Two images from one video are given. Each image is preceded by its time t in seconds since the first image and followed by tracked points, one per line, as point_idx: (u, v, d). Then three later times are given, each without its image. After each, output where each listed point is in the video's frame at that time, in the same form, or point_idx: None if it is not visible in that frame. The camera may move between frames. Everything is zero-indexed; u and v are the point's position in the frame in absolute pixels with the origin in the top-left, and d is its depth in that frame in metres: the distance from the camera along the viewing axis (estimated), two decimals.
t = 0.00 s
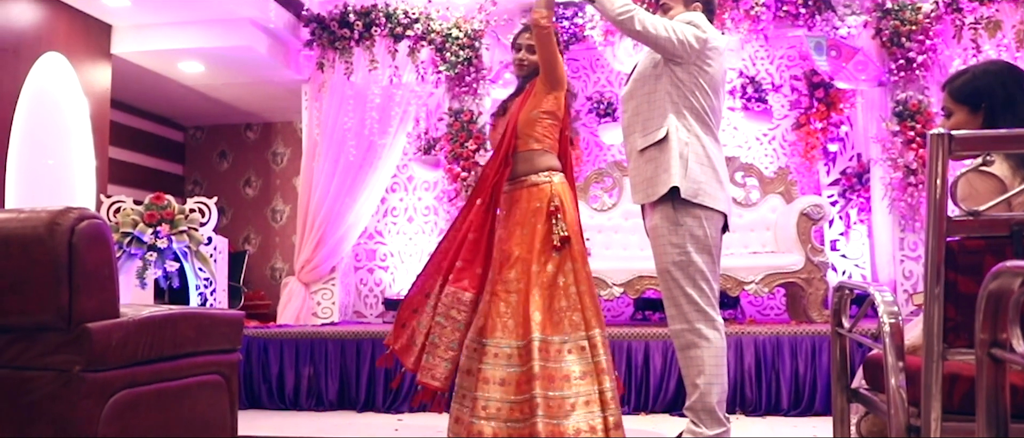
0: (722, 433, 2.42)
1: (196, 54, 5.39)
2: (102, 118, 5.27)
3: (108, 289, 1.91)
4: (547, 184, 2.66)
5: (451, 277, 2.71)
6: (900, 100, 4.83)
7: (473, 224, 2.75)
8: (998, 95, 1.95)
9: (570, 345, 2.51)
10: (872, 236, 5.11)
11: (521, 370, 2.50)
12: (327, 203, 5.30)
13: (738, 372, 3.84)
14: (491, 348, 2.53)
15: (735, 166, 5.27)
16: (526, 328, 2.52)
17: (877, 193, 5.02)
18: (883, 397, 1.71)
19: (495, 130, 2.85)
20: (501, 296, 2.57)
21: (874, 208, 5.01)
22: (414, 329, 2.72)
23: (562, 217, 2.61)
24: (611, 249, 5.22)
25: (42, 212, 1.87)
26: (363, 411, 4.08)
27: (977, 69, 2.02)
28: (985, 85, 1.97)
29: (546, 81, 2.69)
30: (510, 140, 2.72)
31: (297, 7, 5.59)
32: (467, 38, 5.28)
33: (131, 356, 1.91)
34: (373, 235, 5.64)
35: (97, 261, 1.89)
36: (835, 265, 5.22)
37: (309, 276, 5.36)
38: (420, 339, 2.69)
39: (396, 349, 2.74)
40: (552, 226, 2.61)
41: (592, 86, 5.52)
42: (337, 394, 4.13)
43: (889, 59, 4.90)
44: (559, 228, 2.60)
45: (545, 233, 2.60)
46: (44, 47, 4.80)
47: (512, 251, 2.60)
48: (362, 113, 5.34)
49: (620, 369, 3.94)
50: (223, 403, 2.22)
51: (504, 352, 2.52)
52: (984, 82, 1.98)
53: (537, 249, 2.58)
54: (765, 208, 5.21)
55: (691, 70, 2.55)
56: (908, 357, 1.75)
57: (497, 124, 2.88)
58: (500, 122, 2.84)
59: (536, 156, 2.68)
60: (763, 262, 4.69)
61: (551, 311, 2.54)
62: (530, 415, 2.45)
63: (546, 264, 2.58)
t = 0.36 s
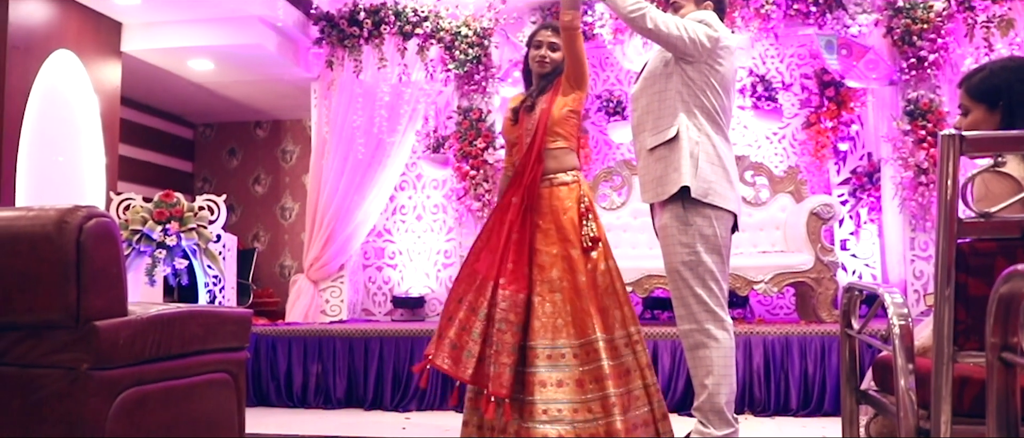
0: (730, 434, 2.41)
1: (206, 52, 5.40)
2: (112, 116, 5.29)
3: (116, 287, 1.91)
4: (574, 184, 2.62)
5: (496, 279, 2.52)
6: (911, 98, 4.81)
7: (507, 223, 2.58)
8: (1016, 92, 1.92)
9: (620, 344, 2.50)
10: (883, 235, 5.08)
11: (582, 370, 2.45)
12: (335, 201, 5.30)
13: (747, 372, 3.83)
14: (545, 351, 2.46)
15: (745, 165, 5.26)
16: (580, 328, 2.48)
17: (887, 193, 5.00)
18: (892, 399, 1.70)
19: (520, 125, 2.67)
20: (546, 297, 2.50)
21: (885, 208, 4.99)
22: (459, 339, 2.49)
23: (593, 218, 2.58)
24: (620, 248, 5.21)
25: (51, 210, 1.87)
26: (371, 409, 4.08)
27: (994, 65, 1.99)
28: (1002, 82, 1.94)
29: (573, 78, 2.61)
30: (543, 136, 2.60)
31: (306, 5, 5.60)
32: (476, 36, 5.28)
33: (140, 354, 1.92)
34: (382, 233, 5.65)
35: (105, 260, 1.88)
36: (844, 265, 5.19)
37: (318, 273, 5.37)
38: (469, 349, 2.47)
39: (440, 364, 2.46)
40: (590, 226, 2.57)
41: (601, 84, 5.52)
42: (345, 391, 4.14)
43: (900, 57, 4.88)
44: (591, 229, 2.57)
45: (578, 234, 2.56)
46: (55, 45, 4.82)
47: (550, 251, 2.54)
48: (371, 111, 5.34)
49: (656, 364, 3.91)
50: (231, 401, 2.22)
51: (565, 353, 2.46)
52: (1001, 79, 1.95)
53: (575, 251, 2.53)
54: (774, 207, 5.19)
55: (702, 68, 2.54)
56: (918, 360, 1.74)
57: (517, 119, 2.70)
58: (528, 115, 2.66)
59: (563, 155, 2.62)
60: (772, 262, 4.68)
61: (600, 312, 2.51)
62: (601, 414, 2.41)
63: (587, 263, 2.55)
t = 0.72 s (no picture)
0: (740, 435, 2.40)
1: (217, 51, 5.42)
2: (124, 116, 5.32)
3: (125, 286, 1.91)
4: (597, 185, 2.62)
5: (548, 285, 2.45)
6: (925, 96, 4.78)
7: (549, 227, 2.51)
8: None
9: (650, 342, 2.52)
10: (896, 234, 5.04)
11: (629, 368, 2.47)
12: (346, 200, 5.32)
13: (758, 372, 3.80)
14: (592, 352, 2.45)
15: (756, 164, 5.23)
16: (623, 327, 2.49)
17: (900, 192, 4.95)
18: (902, 401, 1.69)
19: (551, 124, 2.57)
20: (589, 297, 2.50)
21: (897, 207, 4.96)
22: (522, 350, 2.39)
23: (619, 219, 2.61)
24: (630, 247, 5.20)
25: (59, 210, 1.87)
26: (381, 408, 4.09)
27: (1009, 62, 1.96)
28: (1019, 80, 1.92)
29: (591, 79, 2.66)
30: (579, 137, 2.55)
31: (317, 4, 5.61)
32: (486, 35, 5.27)
33: (148, 353, 1.92)
34: (393, 232, 5.68)
35: (112, 260, 1.88)
36: (857, 264, 5.15)
37: (329, 272, 5.38)
38: (529, 356, 2.39)
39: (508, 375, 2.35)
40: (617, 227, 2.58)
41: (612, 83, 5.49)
42: (355, 391, 4.14)
43: (913, 55, 4.85)
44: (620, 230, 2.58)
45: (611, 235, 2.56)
46: (67, 45, 4.85)
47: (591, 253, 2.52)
48: (381, 110, 5.34)
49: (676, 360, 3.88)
50: (239, 400, 2.23)
51: (611, 351, 2.47)
52: (1017, 76, 1.93)
53: (611, 251, 2.53)
54: (786, 206, 5.16)
55: (712, 67, 2.52)
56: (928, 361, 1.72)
57: (547, 116, 2.59)
58: (560, 115, 2.57)
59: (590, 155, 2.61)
60: (784, 261, 4.65)
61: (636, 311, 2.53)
62: (649, 410, 2.44)
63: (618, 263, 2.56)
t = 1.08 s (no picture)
0: (752, 435, 2.38)
1: (229, 53, 5.44)
2: (138, 118, 5.36)
3: (133, 288, 1.92)
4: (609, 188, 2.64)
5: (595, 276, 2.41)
6: (941, 92, 4.72)
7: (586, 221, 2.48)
8: None
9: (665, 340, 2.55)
10: (912, 232, 4.99)
11: (652, 367, 2.48)
12: (359, 200, 5.32)
13: (772, 372, 3.77)
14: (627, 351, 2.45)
15: (770, 162, 5.16)
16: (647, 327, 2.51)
17: (917, 189, 4.88)
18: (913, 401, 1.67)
19: (575, 123, 2.56)
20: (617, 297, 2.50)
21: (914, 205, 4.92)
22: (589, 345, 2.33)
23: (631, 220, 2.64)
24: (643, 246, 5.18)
25: (68, 213, 1.88)
26: (393, 409, 4.09)
27: None
28: None
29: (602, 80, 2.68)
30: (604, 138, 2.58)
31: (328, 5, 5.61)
32: (499, 34, 5.27)
33: (156, 355, 1.93)
34: (406, 232, 5.67)
35: (121, 262, 1.89)
36: (873, 262, 5.12)
37: (342, 273, 5.39)
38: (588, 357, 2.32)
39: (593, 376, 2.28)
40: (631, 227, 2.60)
41: (624, 81, 5.46)
42: (367, 391, 4.15)
43: (929, 51, 4.80)
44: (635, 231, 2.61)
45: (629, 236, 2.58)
46: (81, 48, 4.89)
47: (618, 250, 2.52)
48: (393, 110, 5.35)
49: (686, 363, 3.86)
50: (250, 400, 2.24)
51: (639, 350, 2.47)
52: None
53: (632, 251, 2.56)
54: (801, 204, 5.12)
55: (722, 65, 2.50)
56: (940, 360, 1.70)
57: (570, 116, 2.58)
58: (583, 115, 2.57)
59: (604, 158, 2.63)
60: (798, 259, 4.62)
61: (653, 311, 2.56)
62: (674, 406, 2.46)
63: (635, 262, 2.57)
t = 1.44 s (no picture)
0: (766, 435, 2.36)
1: (244, 55, 5.46)
2: (154, 122, 5.40)
3: (142, 292, 1.92)
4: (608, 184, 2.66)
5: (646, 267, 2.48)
6: (959, 86, 4.63)
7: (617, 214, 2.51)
8: None
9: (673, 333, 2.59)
10: (933, 228, 4.93)
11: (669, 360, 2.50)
12: (375, 200, 5.33)
13: (789, 371, 3.74)
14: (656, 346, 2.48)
15: (786, 159, 5.11)
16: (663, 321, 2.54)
17: (936, 184, 4.85)
18: (926, 400, 1.65)
19: (592, 119, 2.58)
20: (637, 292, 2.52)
21: (933, 200, 4.88)
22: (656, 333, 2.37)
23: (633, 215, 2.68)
24: (659, 244, 5.15)
25: (77, 217, 1.88)
26: (408, 409, 4.10)
27: None
28: None
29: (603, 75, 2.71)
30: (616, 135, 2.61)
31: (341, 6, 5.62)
32: (512, 34, 5.29)
33: (167, 357, 1.94)
34: (422, 233, 5.68)
35: (130, 265, 1.89)
36: (893, 258, 5.06)
37: (358, 274, 5.39)
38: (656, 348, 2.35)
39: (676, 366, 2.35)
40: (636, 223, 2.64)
41: (640, 79, 5.42)
42: (383, 393, 4.16)
43: (947, 44, 4.74)
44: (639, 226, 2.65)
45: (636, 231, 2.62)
46: (97, 53, 4.94)
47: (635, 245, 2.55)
48: (407, 111, 5.35)
49: (701, 362, 3.83)
50: (261, 402, 2.25)
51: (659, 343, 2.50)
52: None
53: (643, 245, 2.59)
54: (818, 200, 5.06)
55: (732, 61, 2.48)
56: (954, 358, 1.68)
57: (586, 112, 2.58)
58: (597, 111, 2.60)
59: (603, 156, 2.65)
60: (816, 257, 4.57)
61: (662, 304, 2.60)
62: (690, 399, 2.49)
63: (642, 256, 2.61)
